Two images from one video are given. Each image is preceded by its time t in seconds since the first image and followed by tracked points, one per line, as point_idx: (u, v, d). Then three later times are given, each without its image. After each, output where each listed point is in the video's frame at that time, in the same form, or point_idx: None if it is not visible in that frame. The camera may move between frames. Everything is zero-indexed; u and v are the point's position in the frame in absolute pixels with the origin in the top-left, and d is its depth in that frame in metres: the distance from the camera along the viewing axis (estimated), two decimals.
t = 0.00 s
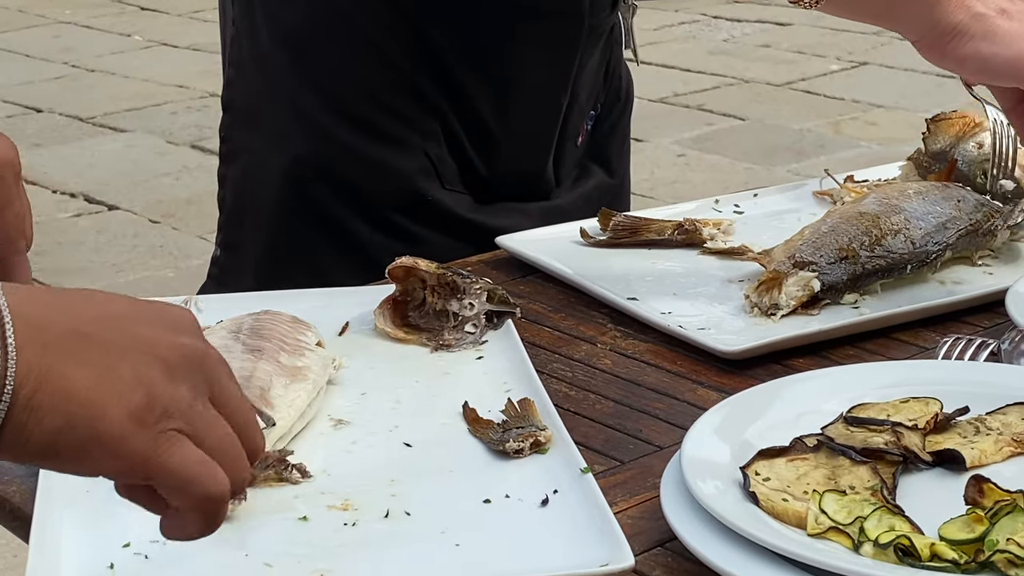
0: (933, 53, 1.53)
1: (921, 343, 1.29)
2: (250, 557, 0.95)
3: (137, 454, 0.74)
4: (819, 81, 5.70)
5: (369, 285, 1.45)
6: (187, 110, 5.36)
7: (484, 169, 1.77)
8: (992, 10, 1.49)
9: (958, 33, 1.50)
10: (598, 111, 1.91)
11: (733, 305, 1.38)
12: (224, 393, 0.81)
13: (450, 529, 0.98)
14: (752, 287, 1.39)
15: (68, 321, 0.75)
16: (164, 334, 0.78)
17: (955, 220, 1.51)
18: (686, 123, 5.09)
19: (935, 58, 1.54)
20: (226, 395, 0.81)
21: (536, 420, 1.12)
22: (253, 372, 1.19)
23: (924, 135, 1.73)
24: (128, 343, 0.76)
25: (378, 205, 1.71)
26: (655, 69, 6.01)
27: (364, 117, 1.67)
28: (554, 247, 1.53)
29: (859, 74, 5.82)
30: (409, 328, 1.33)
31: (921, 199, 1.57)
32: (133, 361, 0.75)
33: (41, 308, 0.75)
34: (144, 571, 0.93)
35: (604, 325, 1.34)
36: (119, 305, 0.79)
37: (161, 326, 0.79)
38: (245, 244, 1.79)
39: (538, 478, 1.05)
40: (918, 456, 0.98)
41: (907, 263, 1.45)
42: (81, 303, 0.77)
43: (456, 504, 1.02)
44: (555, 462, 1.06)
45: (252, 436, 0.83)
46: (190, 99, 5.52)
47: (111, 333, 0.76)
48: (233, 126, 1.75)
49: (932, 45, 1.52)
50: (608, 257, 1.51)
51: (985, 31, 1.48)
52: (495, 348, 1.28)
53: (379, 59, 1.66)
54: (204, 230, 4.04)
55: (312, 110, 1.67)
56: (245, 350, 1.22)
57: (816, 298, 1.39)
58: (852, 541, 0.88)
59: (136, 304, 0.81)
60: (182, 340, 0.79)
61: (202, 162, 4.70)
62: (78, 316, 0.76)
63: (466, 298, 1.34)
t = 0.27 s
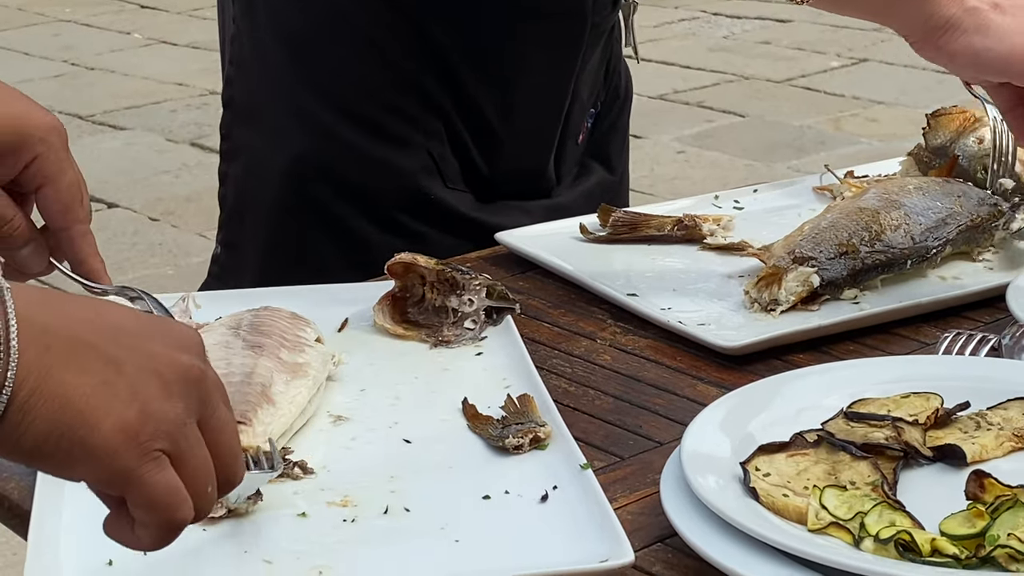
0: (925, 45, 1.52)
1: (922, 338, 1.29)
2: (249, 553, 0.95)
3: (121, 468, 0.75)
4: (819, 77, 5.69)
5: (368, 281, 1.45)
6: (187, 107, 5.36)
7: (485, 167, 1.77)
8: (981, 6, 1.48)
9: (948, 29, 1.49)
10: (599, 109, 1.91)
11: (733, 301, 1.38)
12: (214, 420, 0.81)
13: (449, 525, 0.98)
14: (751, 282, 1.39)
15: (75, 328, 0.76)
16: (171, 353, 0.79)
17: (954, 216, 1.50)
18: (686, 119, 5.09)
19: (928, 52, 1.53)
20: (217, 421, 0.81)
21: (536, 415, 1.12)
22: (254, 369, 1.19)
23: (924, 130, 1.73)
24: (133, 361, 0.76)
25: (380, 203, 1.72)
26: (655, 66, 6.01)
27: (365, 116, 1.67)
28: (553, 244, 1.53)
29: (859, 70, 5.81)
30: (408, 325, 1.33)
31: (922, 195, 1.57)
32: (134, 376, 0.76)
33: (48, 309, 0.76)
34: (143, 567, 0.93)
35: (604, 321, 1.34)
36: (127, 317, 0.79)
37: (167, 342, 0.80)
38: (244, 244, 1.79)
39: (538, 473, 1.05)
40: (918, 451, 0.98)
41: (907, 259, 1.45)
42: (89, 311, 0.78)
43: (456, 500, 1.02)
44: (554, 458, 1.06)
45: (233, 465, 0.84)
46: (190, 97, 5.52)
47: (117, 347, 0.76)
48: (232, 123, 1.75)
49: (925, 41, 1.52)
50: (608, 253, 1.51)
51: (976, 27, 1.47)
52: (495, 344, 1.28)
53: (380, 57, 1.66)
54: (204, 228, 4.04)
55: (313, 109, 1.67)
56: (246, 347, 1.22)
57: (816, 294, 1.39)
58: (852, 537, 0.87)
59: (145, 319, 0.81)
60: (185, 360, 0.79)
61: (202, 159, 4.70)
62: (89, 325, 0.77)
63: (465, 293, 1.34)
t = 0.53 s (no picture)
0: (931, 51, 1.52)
1: (923, 335, 1.29)
2: (250, 550, 0.94)
3: (39, 499, 0.72)
4: (820, 75, 5.69)
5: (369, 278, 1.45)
6: (188, 106, 5.36)
7: (483, 168, 1.77)
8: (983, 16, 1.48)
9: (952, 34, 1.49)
10: (596, 108, 1.91)
11: (735, 297, 1.38)
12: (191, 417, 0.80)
13: (450, 522, 0.98)
14: (753, 279, 1.38)
15: (66, 330, 0.73)
16: (148, 395, 0.75)
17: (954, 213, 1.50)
18: (686, 117, 5.09)
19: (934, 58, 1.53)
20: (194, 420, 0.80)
21: (537, 412, 1.12)
22: (267, 364, 1.20)
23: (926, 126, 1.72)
24: (123, 367, 0.74)
25: (377, 204, 1.71)
26: (655, 64, 6.00)
27: (363, 117, 1.67)
28: (554, 240, 1.53)
29: (859, 67, 5.81)
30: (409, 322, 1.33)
31: (924, 192, 1.56)
32: (89, 410, 0.72)
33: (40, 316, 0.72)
34: (143, 564, 0.93)
35: (605, 318, 1.34)
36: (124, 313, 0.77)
37: (151, 382, 0.76)
38: (241, 242, 1.80)
39: (538, 470, 1.05)
40: (920, 447, 0.98)
41: (907, 255, 1.44)
42: (74, 320, 0.73)
43: (456, 497, 1.02)
44: (555, 455, 1.06)
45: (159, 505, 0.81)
46: (190, 96, 5.51)
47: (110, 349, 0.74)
48: (230, 120, 1.74)
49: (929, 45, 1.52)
50: (609, 249, 1.51)
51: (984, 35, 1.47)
52: (497, 340, 1.28)
53: (379, 59, 1.65)
54: (205, 226, 4.04)
55: (311, 108, 1.67)
56: (256, 343, 1.24)
57: (817, 290, 1.39)
58: (853, 532, 0.87)
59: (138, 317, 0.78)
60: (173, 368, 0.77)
61: (203, 158, 4.69)
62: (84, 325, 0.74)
63: (466, 290, 1.33)
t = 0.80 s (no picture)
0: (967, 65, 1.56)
1: (929, 335, 1.29)
2: (258, 551, 0.95)
3: None
4: (823, 74, 5.69)
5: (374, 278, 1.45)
6: (191, 105, 5.37)
7: (487, 172, 1.77)
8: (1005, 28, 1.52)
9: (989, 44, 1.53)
10: (599, 112, 1.91)
11: (740, 297, 1.38)
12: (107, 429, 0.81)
13: (457, 522, 0.98)
14: (760, 279, 1.38)
15: None
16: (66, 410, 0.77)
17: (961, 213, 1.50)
18: (690, 116, 5.09)
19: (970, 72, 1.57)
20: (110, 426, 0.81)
21: (544, 413, 1.12)
22: (279, 367, 1.19)
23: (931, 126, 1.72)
24: (38, 386, 0.75)
25: (382, 207, 1.71)
26: (659, 63, 6.01)
27: (368, 120, 1.67)
28: (560, 240, 1.53)
29: (863, 66, 5.81)
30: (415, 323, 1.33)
31: (929, 191, 1.57)
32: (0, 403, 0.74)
33: None
34: (151, 566, 0.93)
35: (610, 318, 1.34)
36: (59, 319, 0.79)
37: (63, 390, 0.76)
38: (246, 246, 1.80)
39: (545, 470, 1.05)
40: (926, 448, 0.98)
41: (913, 255, 1.45)
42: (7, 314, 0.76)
43: (464, 497, 1.02)
44: (562, 455, 1.06)
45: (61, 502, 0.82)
46: (194, 95, 5.52)
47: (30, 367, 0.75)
48: (235, 125, 1.74)
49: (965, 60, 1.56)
50: (614, 250, 1.51)
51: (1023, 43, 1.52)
52: (503, 341, 1.28)
53: (384, 61, 1.65)
54: (208, 225, 4.04)
55: (316, 112, 1.66)
56: (266, 345, 1.23)
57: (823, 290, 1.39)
58: (860, 533, 0.88)
59: (81, 328, 0.80)
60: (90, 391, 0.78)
61: (206, 157, 4.70)
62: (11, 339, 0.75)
63: (472, 291, 1.34)
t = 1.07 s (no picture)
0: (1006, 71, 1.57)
1: (937, 335, 1.29)
2: (266, 552, 0.94)
3: None
4: (828, 72, 5.68)
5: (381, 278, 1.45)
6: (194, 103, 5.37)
7: (494, 174, 1.76)
8: None
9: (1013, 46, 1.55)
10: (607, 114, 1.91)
11: (748, 297, 1.37)
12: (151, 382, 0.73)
13: (465, 523, 0.98)
14: (767, 279, 1.38)
15: (1, 313, 0.68)
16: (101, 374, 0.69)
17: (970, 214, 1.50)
18: (694, 114, 5.08)
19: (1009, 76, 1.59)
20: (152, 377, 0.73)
21: (552, 413, 1.12)
22: (286, 367, 1.20)
23: (939, 124, 1.72)
24: (62, 349, 0.68)
25: (387, 209, 1.70)
26: (662, 62, 6.00)
27: (374, 121, 1.67)
28: (566, 239, 1.53)
29: (868, 65, 5.80)
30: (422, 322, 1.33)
31: (936, 191, 1.56)
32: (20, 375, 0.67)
33: None
34: (159, 566, 0.92)
35: (618, 318, 1.34)
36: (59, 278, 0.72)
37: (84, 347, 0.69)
38: (251, 248, 1.78)
39: (553, 471, 1.05)
40: (936, 449, 0.98)
41: (922, 255, 1.44)
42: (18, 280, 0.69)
43: (473, 498, 1.01)
44: (570, 455, 1.06)
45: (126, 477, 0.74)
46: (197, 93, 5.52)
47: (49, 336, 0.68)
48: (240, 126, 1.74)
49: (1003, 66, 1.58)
50: (620, 249, 1.51)
51: None
52: (510, 341, 1.28)
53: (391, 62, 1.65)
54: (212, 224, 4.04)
55: (324, 113, 1.66)
56: (273, 345, 1.22)
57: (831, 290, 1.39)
58: (871, 534, 0.87)
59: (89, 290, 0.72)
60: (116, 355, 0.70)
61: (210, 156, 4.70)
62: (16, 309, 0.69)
63: (480, 291, 1.33)
